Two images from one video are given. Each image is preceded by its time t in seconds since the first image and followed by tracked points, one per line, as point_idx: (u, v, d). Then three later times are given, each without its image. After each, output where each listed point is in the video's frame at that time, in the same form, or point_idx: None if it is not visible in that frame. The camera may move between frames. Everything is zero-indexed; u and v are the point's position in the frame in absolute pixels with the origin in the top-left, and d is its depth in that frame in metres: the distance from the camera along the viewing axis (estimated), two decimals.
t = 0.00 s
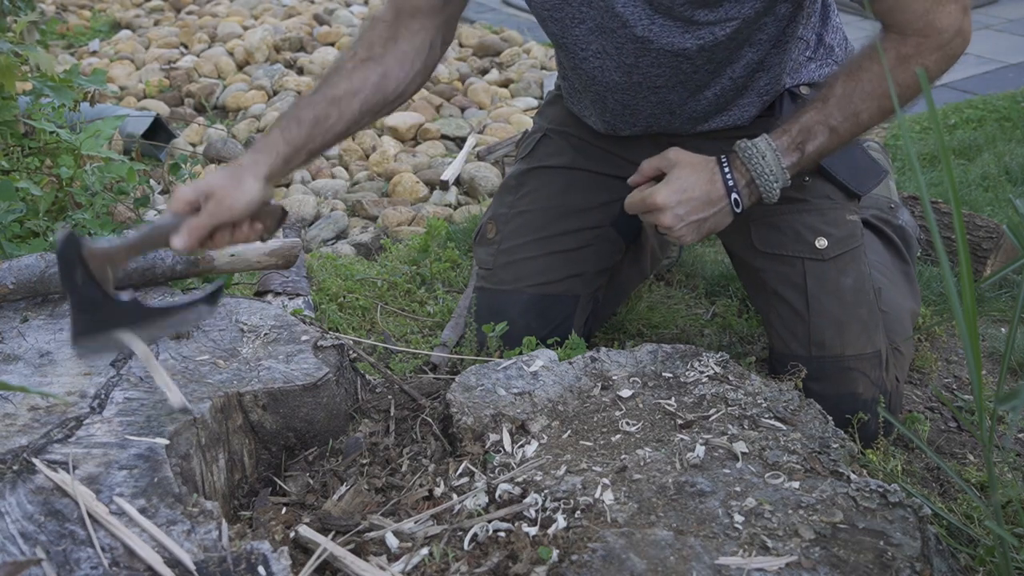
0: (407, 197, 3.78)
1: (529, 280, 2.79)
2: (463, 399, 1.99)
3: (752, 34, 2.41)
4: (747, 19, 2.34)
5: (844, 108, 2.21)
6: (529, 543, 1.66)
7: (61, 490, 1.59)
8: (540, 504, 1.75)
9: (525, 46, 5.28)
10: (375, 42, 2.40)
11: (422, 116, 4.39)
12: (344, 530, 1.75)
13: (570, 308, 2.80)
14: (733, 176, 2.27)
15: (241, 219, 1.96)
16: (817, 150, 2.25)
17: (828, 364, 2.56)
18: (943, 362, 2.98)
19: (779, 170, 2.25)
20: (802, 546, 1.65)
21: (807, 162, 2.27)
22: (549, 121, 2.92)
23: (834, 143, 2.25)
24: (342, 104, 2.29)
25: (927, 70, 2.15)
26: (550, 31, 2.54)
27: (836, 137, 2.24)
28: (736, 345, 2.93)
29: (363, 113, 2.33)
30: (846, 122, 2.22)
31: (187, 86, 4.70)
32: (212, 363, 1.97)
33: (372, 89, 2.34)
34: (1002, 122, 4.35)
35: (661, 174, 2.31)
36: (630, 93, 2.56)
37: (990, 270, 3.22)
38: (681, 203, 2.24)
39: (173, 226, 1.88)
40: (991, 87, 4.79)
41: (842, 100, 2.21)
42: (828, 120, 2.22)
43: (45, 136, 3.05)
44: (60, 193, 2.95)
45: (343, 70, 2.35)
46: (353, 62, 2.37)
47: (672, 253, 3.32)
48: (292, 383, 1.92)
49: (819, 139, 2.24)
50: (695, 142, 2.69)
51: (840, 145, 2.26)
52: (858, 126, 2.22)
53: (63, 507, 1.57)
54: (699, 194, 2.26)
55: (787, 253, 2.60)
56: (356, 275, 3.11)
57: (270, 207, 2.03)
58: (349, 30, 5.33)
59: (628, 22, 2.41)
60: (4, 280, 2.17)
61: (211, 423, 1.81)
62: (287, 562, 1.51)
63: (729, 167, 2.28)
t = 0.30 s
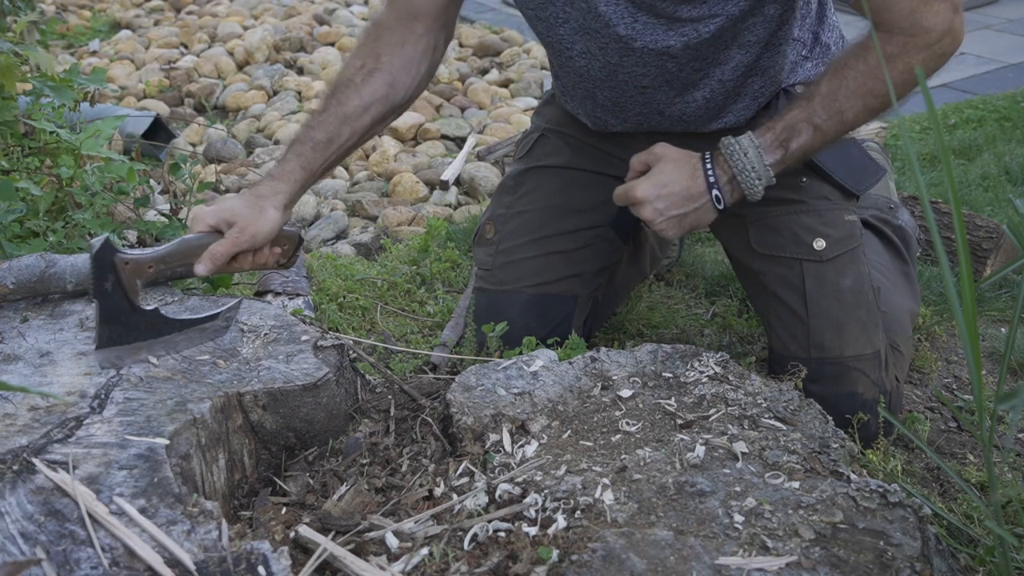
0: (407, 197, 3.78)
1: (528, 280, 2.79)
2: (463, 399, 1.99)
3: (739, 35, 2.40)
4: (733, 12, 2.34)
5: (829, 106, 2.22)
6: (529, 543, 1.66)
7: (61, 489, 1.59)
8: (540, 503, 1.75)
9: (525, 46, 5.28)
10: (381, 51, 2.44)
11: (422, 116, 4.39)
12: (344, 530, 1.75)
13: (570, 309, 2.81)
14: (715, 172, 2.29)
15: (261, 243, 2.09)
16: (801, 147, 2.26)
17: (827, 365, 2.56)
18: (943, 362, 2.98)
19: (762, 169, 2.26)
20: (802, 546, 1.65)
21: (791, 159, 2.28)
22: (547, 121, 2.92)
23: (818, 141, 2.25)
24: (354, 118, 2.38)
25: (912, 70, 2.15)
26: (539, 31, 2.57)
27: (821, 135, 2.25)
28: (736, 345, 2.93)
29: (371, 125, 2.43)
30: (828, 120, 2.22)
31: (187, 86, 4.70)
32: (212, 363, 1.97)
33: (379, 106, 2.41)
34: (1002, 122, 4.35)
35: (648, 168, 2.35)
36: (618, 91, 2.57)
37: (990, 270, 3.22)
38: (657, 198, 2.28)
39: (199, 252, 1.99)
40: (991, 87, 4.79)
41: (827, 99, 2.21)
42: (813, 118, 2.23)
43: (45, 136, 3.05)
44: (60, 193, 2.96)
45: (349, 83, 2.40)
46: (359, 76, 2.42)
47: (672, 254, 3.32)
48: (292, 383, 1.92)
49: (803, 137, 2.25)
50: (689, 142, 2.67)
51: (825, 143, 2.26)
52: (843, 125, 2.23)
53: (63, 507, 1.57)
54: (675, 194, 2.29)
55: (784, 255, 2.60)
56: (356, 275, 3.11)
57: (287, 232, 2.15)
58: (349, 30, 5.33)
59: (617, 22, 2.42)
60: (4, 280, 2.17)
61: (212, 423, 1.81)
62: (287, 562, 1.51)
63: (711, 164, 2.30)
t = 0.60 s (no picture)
0: (407, 197, 3.78)
1: (526, 281, 2.79)
2: (463, 399, 1.99)
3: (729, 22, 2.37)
4: (737, 33, 2.29)
5: (763, 83, 2.03)
6: (529, 543, 1.66)
7: (61, 490, 1.59)
8: (540, 503, 1.75)
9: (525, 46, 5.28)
10: (368, 25, 2.34)
11: (422, 116, 4.39)
12: (344, 530, 1.75)
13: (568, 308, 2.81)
14: (636, 121, 2.05)
15: (250, 233, 2.00)
16: (726, 124, 2.08)
17: (823, 366, 2.56)
18: (943, 362, 2.98)
19: (683, 128, 2.06)
20: (802, 546, 1.65)
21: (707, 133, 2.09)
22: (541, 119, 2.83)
23: (742, 119, 2.07)
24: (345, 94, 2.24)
25: (850, 63, 2.00)
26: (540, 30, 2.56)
27: (747, 113, 2.07)
28: (736, 345, 2.93)
29: (365, 105, 2.28)
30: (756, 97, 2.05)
31: (187, 86, 4.70)
32: (212, 363, 1.97)
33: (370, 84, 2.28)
34: (1002, 122, 4.35)
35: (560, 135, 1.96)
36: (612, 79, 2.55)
37: (991, 270, 3.22)
38: (589, 162, 1.93)
39: (186, 249, 1.92)
40: (991, 87, 4.79)
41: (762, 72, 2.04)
42: (746, 95, 2.04)
43: (45, 136, 3.05)
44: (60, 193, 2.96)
45: (337, 63, 2.29)
46: (345, 54, 2.30)
47: (670, 252, 3.30)
48: (292, 383, 1.92)
49: (731, 114, 2.07)
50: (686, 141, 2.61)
51: (749, 123, 2.09)
52: (772, 107, 2.06)
53: (64, 507, 1.57)
54: (607, 159, 1.98)
55: (776, 255, 2.58)
56: (356, 275, 3.11)
57: (279, 222, 2.05)
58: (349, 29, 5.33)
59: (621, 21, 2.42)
60: (4, 280, 2.16)
61: (211, 423, 1.81)
62: (287, 562, 1.51)
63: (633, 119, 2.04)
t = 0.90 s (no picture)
0: (407, 197, 3.78)
1: (529, 280, 2.79)
2: (463, 399, 1.99)
3: (753, 41, 2.43)
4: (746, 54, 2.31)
5: (755, 93, 2.11)
6: (529, 543, 1.66)
7: (61, 490, 1.59)
8: (540, 503, 1.75)
9: (525, 46, 5.27)
10: (381, 27, 2.38)
11: (422, 116, 4.39)
12: (344, 530, 1.75)
13: (571, 309, 2.80)
14: (635, 114, 2.03)
15: (264, 241, 1.98)
16: (715, 131, 2.12)
17: (828, 363, 2.56)
18: (943, 362, 2.98)
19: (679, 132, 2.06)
20: (802, 546, 1.65)
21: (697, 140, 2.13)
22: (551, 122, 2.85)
23: (732, 128, 2.13)
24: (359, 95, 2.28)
25: (831, 84, 2.13)
26: (563, 25, 2.57)
27: (734, 121, 2.13)
28: (736, 345, 2.93)
29: (379, 104, 2.32)
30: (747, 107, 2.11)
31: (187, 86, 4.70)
32: (212, 363, 1.97)
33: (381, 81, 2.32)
34: (1002, 122, 4.35)
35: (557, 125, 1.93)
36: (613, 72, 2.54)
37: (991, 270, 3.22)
38: (589, 154, 1.91)
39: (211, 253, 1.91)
40: (991, 87, 4.79)
41: (755, 84, 2.11)
42: (738, 103, 2.10)
43: (45, 136, 3.05)
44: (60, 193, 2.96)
45: (351, 62, 2.33)
46: (360, 53, 2.35)
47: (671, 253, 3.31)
48: (292, 383, 1.92)
49: (721, 120, 2.11)
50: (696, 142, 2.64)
51: (735, 132, 2.15)
52: (756, 118, 2.14)
53: (64, 507, 1.57)
54: (606, 150, 1.96)
55: (787, 252, 2.60)
56: (356, 275, 3.12)
57: (290, 232, 2.02)
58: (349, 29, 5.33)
59: (648, 20, 2.41)
60: (4, 279, 2.17)
61: (212, 423, 1.81)
62: (287, 562, 1.51)
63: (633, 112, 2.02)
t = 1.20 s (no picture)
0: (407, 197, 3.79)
1: (523, 272, 2.80)
2: (463, 399, 1.99)
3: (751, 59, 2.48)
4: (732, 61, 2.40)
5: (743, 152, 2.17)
6: (529, 543, 1.66)
7: (60, 490, 1.59)
8: (540, 503, 1.75)
9: (525, 46, 5.28)
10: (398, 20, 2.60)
11: (422, 116, 4.39)
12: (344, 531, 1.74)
13: (569, 303, 2.79)
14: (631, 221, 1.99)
15: (331, 268, 2.19)
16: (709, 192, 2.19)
17: (812, 355, 2.56)
18: (943, 362, 2.97)
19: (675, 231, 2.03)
20: (802, 546, 1.65)
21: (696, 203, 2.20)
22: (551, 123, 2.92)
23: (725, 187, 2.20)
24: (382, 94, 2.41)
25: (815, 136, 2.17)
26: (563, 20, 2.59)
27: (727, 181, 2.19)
28: (735, 345, 2.94)
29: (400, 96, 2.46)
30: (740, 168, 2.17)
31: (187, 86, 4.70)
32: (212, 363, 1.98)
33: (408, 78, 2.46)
34: (1002, 122, 4.35)
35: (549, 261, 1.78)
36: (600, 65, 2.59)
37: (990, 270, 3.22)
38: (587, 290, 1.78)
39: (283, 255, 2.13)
40: (991, 87, 4.79)
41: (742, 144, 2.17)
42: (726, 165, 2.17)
43: (45, 136, 3.05)
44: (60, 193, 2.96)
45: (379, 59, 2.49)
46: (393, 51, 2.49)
47: (671, 253, 3.32)
48: (292, 383, 1.93)
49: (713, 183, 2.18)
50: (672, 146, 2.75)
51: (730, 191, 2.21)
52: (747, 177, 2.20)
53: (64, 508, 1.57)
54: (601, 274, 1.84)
55: (759, 254, 2.64)
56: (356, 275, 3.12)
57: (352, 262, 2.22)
58: (349, 30, 5.33)
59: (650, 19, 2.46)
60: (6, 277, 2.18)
61: (212, 423, 1.82)
62: (286, 562, 1.51)
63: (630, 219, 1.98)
